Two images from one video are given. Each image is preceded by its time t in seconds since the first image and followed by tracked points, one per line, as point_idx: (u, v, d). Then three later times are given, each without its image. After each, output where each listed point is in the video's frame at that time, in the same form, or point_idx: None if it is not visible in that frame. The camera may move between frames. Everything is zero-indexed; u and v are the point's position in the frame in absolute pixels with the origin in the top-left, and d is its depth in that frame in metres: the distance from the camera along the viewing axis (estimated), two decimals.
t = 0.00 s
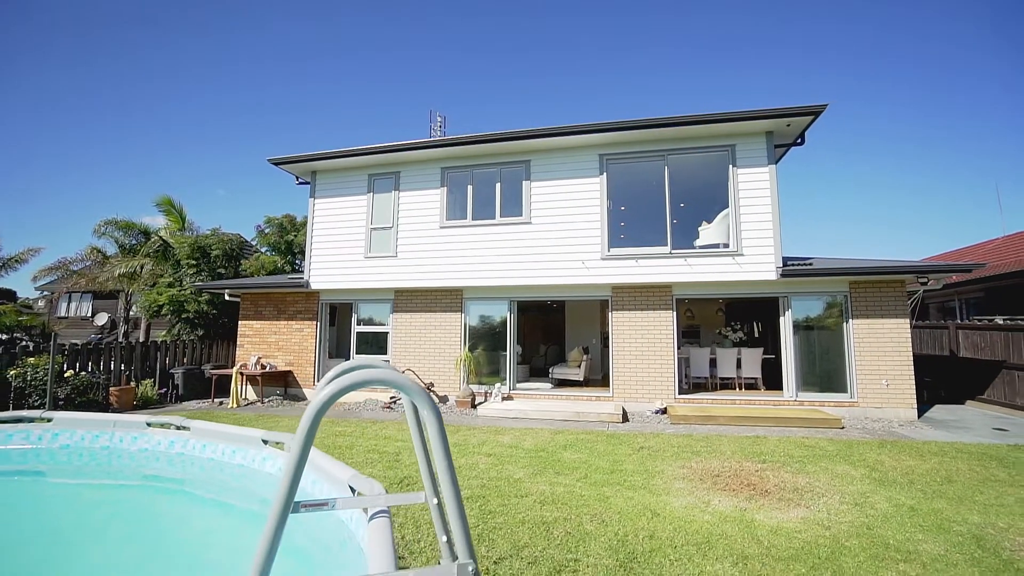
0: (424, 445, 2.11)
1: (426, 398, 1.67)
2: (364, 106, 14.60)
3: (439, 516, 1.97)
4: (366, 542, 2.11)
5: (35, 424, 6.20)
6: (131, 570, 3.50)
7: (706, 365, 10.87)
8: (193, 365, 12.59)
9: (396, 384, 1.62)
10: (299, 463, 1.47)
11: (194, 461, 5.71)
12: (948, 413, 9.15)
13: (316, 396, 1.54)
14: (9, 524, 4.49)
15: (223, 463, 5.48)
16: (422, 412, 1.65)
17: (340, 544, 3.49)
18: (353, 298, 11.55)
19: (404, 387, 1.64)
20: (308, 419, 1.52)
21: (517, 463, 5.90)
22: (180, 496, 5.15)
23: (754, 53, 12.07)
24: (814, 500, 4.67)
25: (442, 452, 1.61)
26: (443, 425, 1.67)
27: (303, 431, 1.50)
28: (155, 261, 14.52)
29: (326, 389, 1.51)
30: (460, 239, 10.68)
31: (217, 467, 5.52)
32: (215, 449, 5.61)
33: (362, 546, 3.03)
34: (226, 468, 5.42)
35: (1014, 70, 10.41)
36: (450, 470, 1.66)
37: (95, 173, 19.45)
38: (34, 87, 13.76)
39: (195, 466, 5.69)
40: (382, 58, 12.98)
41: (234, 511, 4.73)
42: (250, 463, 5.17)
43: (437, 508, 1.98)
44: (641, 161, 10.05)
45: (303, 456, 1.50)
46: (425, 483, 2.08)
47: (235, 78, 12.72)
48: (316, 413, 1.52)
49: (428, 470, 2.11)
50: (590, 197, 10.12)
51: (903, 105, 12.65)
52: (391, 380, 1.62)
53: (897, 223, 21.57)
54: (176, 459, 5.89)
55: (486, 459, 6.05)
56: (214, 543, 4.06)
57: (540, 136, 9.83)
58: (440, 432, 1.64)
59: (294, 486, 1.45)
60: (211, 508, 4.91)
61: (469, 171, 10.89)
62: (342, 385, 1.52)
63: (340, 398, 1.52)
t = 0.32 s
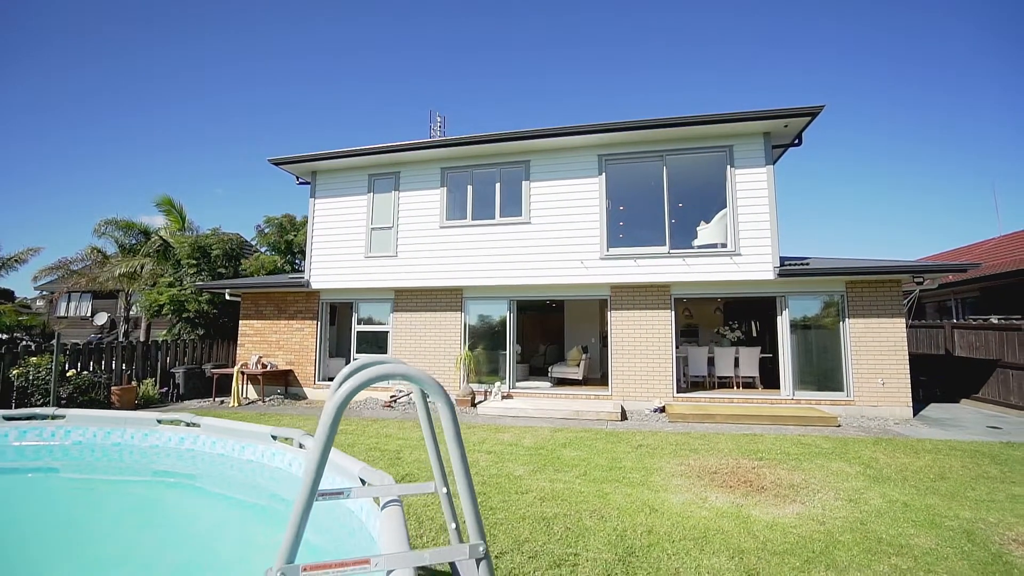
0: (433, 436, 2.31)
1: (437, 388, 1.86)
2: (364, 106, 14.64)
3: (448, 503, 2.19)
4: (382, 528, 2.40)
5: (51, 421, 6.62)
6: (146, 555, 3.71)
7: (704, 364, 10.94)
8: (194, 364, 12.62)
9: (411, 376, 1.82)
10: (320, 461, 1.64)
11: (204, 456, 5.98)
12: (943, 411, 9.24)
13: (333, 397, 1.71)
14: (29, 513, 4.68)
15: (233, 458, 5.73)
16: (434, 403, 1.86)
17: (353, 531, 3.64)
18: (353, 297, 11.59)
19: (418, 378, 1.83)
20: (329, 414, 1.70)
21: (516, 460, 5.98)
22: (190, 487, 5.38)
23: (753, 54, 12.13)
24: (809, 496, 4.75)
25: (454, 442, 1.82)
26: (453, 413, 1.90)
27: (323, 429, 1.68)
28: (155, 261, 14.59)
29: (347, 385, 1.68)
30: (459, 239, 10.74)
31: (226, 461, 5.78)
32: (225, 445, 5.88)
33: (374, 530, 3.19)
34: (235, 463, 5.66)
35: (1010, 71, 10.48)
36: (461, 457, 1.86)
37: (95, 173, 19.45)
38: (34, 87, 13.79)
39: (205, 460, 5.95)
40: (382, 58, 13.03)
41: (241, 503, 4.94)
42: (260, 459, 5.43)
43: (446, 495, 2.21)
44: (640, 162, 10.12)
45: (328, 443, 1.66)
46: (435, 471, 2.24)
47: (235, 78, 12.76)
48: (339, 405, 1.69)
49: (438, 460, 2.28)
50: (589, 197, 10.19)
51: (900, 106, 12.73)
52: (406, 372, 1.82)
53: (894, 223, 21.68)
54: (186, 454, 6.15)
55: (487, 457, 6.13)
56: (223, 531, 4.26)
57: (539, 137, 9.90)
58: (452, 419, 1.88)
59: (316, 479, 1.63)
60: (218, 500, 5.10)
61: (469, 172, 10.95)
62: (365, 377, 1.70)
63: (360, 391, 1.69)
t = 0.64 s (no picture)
0: (442, 431, 2.37)
1: (448, 383, 1.95)
2: (365, 104, 14.67)
3: (455, 493, 2.25)
4: (393, 517, 2.51)
5: (61, 417, 6.66)
6: (159, 546, 3.81)
7: (702, 361, 11.02)
8: (195, 362, 12.62)
9: (425, 370, 1.92)
10: (339, 455, 1.74)
11: (214, 451, 6.06)
12: (938, 408, 9.36)
13: (350, 393, 1.79)
14: (44, 507, 4.75)
15: (242, 453, 5.82)
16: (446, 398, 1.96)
17: (361, 521, 3.73)
18: (353, 295, 11.63)
19: (430, 373, 1.94)
20: (348, 409, 1.79)
21: (516, 456, 6.06)
22: (200, 480, 5.46)
23: (752, 54, 12.16)
24: (804, 491, 4.83)
25: (463, 432, 1.94)
26: (463, 406, 2.00)
27: (343, 423, 1.77)
28: (155, 259, 14.62)
29: (364, 381, 1.76)
30: (459, 237, 10.79)
31: (235, 455, 5.87)
32: (234, 439, 5.97)
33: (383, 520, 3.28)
34: (244, 457, 5.76)
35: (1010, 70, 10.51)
36: (470, 446, 1.98)
37: (93, 171, 19.41)
38: (33, 85, 13.76)
39: (214, 455, 6.03)
40: (383, 57, 13.03)
41: (251, 495, 5.03)
42: (268, 453, 5.51)
43: (453, 485, 2.28)
44: (638, 161, 10.18)
45: (348, 437, 1.76)
46: (443, 464, 2.31)
47: (234, 77, 12.75)
48: (356, 401, 1.77)
49: (446, 451, 2.34)
50: (588, 196, 10.25)
51: (898, 106, 12.79)
52: (419, 367, 1.91)
53: (892, 222, 21.79)
54: (195, 449, 6.23)
55: (487, 453, 6.20)
56: (233, 522, 4.37)
57: (539, 136, 9.94)
58: (462, 410, 1.98)
59: (336, 470, 1.73)
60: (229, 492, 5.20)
61: (468, 170, 11.01)
62: (381, 373, 1.80)
63: (376, 386, 1.79)
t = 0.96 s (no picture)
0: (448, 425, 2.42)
1: (456, 379, 2.02)
2: (364, 103, 14.67)
3: (460, 485, 2.30)
4: (402, 506, 2.60)
5: (71, 413, 6.80)
6: (171, 538, 3.90)
7: (700, 358, 11.11)
8: (194, 358, 12.54)
9: (434, 367, 1.99)
10: (352, 450, 1.82)
11: (222, 446, 6.19)
12: (933, 404, 9.46)
13: (363, 390, 1.88)
14: (58, 498, 4.89)
15: (249, 448, 5.94)
16: (454, 395, 2.04)
17: (368, 512, 3.80)
18: (353, 293, 11.67)
19: (440, 369, 2.00)
20: (362, 404, 1.86)
21: (517, 452, 6.13)
22: (209, 473, 5.59)
23: (750, 53, 12.18)
24: (800, 485, 4.92)
25: (470, 425, 2.01)
26: (470, 401, 2.07)
27: (356, 420, 1.85)
28: (155, 257, 14.64)
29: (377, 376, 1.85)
30: (458, 235, 10.84)
31: (242, 450, 6.00)
32: (241, 435, 6.09)
33: (390, 512, 3.35)
34: (251, 452, 5.88)
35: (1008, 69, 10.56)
36: (476, 439, 2.06)
37: (92, 170, 19.37)
38: (32, 84, 13.75)
39: (222, 450, 6.17)
40: (382, 56, 13.02)
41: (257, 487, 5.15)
42: (275, 448, 5.63)
43: (458, 477, 2.33)
44: (637, 159, 10.23)
45: (362, 432, 1.84)
46: (449, 457, 2.36)
47: (233, 77, 12.75)
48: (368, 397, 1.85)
49: (451, 445, 2.38)
50: (586, 194, 10.29)
51: (896, 104, 12.83)
52: (429, 364, 1.98)
53: (890, 220, 21.89)
54: (203, 444, 6.37)
55: (487, 449, 6.26)
56: (240, 514, 4.46)
57: (538, 135, 9.97)
58: (468, 404, 2.05)
59: (350, 463, 1.82)
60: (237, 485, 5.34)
61: (468, 169, 11.05)
62: (392, 370, 1.88)
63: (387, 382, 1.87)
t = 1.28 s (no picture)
0: (451, 420, 2.45)
1: (461, 376, 2.07)
2: (364, 101, 14.71)
3: (463, 478, 2.34)
4: (407, 499, 2.66)
5: (79, 411, 6.89)
6: (178, 532, 3.97)
7: (698, 356, 11.18)
8: (195, 357, 12.60)
9: (439, 364, 2.04)
10: (362, 446, 1.88)
11: (227, 444, 6.25)
12: (928, 401, 9.54)
13: (372, 387, 1.93)
14: (67, 492, 4.98)
15: (254, 445, 6.01)
16: (458, 391, 2.09)
17: (373, 505, 3.86)
18: (353, 291, 11.72)
19: (444, 366, 2.06)
20: (371, 402, 1.92)
21: (516, 449, 6.19)
22: (213, 469, 5.66)
23: (749, 53, 12.23)
24: (795, 481, 4.99)
25: (474, 418, 2.07)
26: (474, 397, 2.12)
27: (365, 417, 1.91)
28: (155, 256, 14.66)
29: (385, 373, 1.92)
30: (458, 234, 10.87)
31: (248, 446, 6.06)
32: (247, 432, 6.17)
33: (396, 505, 3.42)
34: (256, 449, 5.94)
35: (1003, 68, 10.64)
36: (479, 432, 2.11)
37: (90, 169, 19.34)
38: (32, 82, 13.75)
39: (227, 446, 6.23)
40: (382, 55, 13.04)
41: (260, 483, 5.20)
42: (279, 445, 5.70)
43: (461, 471, 2.37)
44: (635, 158, 10.28)
45: (370, 429, 1.89)
46: (452, 452, 2.40)
47: (233, 75, 12.76)
48: (375, 394, 1.91)
49: (455, 441, 2.43)
50: (585, 193, 10.33)
51: (894, 104, 12.90)
52: (434, 361, 2.04)
53: (887, 218, 21.98)
54: (209, 441, 6.44)
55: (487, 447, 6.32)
56: (246, 509, 4.52)
57: (537, 134, 10.02)
58: (472, 400, 2.11)
59: (361, 458, 1.87)
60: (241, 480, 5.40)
61: (467, 168, 11.10)
62: (399, 367, 1.95)
63: (395, 380, 1.94)
